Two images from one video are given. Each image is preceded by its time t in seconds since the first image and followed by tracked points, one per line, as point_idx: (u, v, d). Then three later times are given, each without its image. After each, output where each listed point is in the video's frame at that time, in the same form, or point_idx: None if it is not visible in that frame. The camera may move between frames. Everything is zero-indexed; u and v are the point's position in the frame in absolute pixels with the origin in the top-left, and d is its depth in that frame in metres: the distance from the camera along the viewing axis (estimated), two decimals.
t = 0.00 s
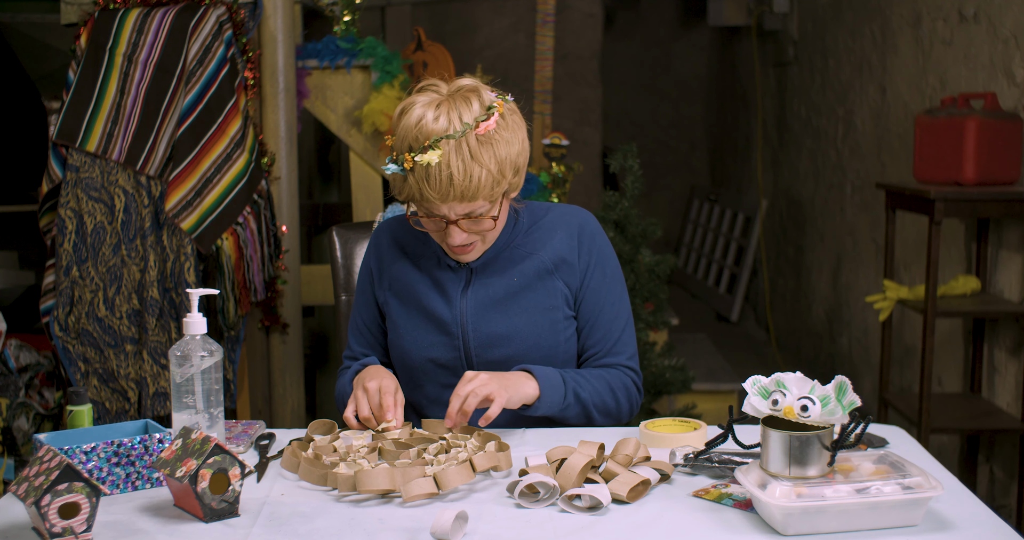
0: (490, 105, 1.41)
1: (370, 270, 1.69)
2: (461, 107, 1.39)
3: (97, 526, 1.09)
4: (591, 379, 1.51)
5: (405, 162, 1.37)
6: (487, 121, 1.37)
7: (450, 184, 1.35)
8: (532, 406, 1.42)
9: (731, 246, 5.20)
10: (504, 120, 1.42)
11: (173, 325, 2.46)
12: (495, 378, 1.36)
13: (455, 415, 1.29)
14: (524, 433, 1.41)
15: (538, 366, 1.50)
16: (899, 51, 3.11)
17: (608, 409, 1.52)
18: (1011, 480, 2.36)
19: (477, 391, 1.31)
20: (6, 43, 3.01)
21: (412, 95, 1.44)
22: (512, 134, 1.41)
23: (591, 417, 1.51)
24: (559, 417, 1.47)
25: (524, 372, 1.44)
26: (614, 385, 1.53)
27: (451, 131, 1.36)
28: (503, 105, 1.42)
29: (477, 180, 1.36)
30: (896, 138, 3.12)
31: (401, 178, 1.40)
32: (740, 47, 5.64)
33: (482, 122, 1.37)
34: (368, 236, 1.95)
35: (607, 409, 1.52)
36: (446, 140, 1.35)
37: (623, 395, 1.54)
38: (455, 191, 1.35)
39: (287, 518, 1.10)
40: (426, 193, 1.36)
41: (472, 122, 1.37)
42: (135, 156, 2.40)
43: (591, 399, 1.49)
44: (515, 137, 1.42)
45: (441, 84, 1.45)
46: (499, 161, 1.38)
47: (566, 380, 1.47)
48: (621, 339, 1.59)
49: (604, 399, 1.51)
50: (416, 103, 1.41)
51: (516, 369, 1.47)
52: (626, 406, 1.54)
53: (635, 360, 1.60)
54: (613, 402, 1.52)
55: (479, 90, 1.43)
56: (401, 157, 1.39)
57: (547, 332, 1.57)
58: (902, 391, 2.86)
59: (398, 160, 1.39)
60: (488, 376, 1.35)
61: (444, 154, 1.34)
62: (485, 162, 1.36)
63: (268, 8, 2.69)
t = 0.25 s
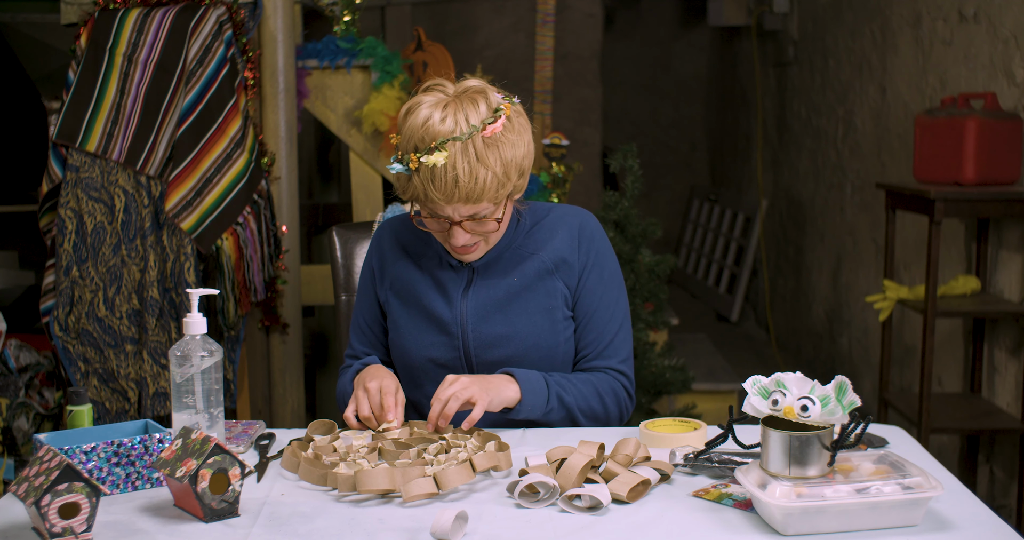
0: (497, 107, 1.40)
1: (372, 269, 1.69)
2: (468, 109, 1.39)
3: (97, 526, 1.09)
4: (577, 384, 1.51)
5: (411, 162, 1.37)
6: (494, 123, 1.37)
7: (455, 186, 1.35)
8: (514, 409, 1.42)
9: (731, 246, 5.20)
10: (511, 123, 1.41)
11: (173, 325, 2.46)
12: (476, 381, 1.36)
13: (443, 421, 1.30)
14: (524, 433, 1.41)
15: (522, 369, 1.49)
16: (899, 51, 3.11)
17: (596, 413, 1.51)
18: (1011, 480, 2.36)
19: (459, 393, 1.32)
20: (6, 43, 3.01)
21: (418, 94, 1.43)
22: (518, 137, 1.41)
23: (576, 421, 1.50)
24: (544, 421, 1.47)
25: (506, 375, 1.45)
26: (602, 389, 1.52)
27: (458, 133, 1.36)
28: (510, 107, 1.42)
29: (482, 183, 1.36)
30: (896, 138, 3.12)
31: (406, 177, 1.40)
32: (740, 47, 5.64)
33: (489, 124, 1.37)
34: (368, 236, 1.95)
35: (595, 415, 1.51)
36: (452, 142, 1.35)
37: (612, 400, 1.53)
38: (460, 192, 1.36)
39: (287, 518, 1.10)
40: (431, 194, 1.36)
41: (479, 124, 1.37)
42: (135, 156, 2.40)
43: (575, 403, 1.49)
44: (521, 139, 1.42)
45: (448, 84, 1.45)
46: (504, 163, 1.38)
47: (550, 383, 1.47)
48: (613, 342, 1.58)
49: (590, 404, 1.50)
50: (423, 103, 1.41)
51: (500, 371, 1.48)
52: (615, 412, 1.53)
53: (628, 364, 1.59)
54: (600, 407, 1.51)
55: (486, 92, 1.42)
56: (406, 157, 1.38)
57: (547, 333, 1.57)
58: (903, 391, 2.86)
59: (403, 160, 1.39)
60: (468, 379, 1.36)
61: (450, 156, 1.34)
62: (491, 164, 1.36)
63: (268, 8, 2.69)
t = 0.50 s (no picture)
0: (499, 109, 1.40)
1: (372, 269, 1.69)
2: (470, 110, 1.38)
3: (97, 526, 1.09)
4: (578, 384, 1.51)
5: (413, 164, 1.37)
6: (496, 125, 1.37)
7: (457, 187, 1.35)
8: (514, 410, 1.42)
9: (731, 245, 5.20)
10: (513, 124, 1.41)
11: (173, 325, 2.46)
12: (478, 382, 1.37)
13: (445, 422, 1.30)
14: (524, 432, 1.41)
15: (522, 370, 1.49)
16: (899, 51, 3.11)
17: (596, 413, 1.51)
18: (1011, 480, 2.36)
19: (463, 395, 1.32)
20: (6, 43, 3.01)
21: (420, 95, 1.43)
22: (519, 138, 1.41)
23: (576, 421, 1.50)
24: (544, 422, 1.47)
25: (506, 376, 1.44)
26: (603, 389, 1.52)
27: (460, 134, 1.36)
28: (512, 109, 1.42)
29: (484, 184, 1.36)
30: (896, 138, 3.12)
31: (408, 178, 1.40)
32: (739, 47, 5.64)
33: (491, 125, 1.37)
34: (368, 237, 1.95)
35: (594, 415, 1.51)
36: (454, 143, 1.35)
37: (612, 400, 1.53)
38: (461, 194, 1.36)
39: (287, 518, 1.10)
40: (433, 195, 1.36)
41: (481, 126, 1.37)
42: (135, 156, 2.40)
43: (575, 403, 1.48)
44: (523, 141, 1.42)
45: (450, 85, 1.44)
46: (506, 164, 1.38)
47: (550, 384, 1.47)
48: (613, 342, 1.58)
49: (590, 404, 1.50)
50: (425, 103, 1.40)
51: (498, 372, 1.48)
52: (615, 412, 1.54)
53: (628, 364, 1.59)
54: (600, 407, 1.51)
55: (487, 93, 1.42)
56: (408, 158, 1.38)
57: (546, 333, 1.57)
58: (903, 391, 2.86)
59: (405, 161, 1.39)
60: (472, 380, 1.36)
61: (452, 157, 1.34)
62: (493, 166, 1.36)
63: (268, 8, 2.69)
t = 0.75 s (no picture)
0: (498, 111, 1.40)
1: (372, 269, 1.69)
2: (469, 112, 1.38)
3: (97, 526, 1.09)
4: (574, 388, 1.51)
5: (411, 165, 1.37)
6: (495, 127, 1.37)
7: (455, 189, 1.35)
8: (509, 417, 1.42)
9: (731, 246, 5.20)
10: (512, 126, 1.42)
11: (173, 325, 2.46)
12: (476, 388, 1.36)
13: (440, 421, 1.29)
14: (523, 433, 1.41)
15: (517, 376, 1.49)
16: (899, 51, 3.11)
17: (592, 416, 1.51)
18: (1011, 480, 2.36)
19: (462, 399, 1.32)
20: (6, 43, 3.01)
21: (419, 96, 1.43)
22: (518, 140, 1.41)
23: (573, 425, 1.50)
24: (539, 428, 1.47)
25: (501, 382, 1.44)
26: (600, 392, 1.52)
27: (459, 136, 1.36)
28: (511, 110, 1.42)
29: (483, 186, 1.36)
30: (896, 138, 3.12)
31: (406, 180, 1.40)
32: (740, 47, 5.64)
33: (490, 127, 1.37)
34: (368, 237, 1.95)
35: (591, 417, 1.51)
36: (453, 145, 1.35)
37: (610, 402, 1.53)
38: (460, 196, 1.36)
39: (287, 518, 1.10)
40: (432, 196, 1.36)
41: (480, 128, 1.37)
42: (135, 156, 2.40)
43: (571, 408, 1.48)
44: (522, 142, 1.42)
45: (449, 86, 1.44)
46: (504, 166, 1.38)
47: (545, 390, 1.47)
48: (612, 343, 1.58)
49: (587, 408, 1.50)
50: (424, 105, 1.40)
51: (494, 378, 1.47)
52: (612, 414, 1.54)
53: (627, 366, 1.59)
54: (597, 410, 1.51)
55: (487, 94, 1.42)
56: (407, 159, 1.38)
57: (545, 335, 1.57)
58: (903, 391, 2.86)
59: (403, 162, 1.39)
60: (468, 385, 1.35)
61: (451, 159, 1.34)
62: (492, 168, 1.37)
63: (268, 8, 2.69)
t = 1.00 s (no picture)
0: (497, 111, 1.40)
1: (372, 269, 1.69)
2: (469, 112, 1.38)
3: (97, 526, 1.09)
4: (572, 389, 1.51)
5: (411, 165, 1.37)
6: (494, 127, 1.37)
7: (455, 189, 1.35)
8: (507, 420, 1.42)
9: (731, 246, 5.20)
10: (511, 126, 1.42)
11: (173, 325, 2.46)
12: (476, 390, 1.37)
13: (441, 420, 1.29)
14: (523, 433, 1.41)
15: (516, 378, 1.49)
16: (899, 51, 3.11)
17: (591, 417, 1.51)
18: (1011, 480, 2.36)
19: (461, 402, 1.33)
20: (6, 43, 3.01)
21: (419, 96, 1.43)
22: (518, 140, 1.41)
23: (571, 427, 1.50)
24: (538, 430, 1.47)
25: (499, 386, 1.44)
26: (599, 394, 1.52)
27: (458, 137, 1.36)
28: (511, 110, 1.42)
29: (482, 186, 1.36)
30: (896, 138, 3.12)
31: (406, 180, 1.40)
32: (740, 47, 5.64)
33: (489, 127, 1.37)
34: (368, 237, 1.95)
35: (589, 419, 1.51)
36: (452, 145, 1.35)
37: (609, 403, 1.53)
38: (460, 196, 1.36)
39: (287, 518, 1.10)
40: (431, 197, 1.36)
41: (479, 128, 1.37)
42: (135, 156, 2.40)
43: (569, 410, 1.48)
44: (521, 142, 1.42)
45: (449, 86, 1.44)
46: (504, 166, 1.38)
47: (544, 392, 1.46)
48: (612, 343, 1.58)
49: (585, 409, 1.50)
50: (423, 105, 1.40)
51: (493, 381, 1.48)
52: (611, 414, 1.54)
53: (626, 366, 1.59)
54: (596, 411, 1.51)
55: (486, 94, 1.42)
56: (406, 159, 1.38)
57: (545, 335, 1.57)
58: (903, 391, 2.86)
59: (403, 162, 1.39)
60: (467, 386, 1.36)
61: (450, 159, 1.34)
62: (491, 168, 1.37)
63: (268, 8, 2.69)
